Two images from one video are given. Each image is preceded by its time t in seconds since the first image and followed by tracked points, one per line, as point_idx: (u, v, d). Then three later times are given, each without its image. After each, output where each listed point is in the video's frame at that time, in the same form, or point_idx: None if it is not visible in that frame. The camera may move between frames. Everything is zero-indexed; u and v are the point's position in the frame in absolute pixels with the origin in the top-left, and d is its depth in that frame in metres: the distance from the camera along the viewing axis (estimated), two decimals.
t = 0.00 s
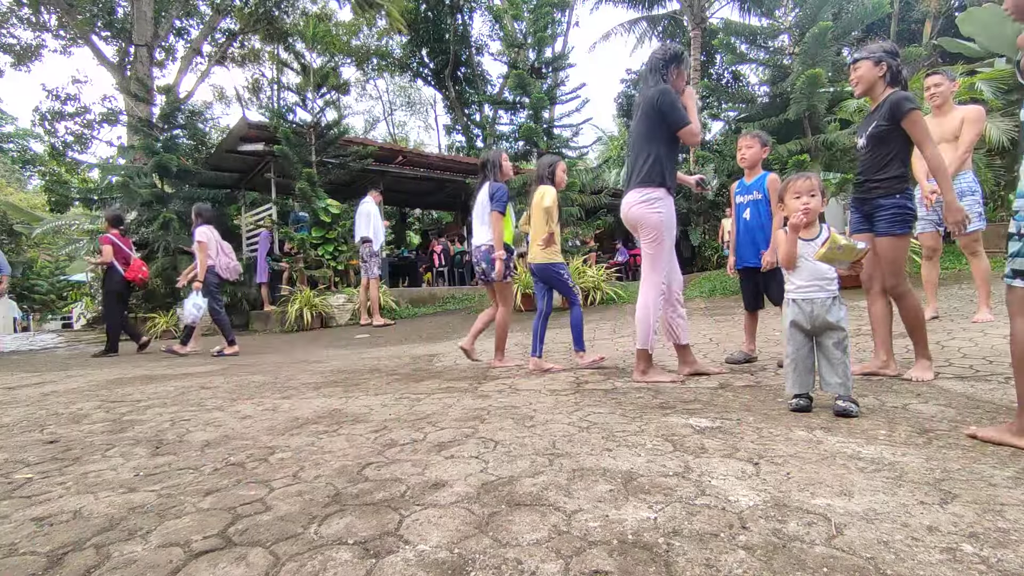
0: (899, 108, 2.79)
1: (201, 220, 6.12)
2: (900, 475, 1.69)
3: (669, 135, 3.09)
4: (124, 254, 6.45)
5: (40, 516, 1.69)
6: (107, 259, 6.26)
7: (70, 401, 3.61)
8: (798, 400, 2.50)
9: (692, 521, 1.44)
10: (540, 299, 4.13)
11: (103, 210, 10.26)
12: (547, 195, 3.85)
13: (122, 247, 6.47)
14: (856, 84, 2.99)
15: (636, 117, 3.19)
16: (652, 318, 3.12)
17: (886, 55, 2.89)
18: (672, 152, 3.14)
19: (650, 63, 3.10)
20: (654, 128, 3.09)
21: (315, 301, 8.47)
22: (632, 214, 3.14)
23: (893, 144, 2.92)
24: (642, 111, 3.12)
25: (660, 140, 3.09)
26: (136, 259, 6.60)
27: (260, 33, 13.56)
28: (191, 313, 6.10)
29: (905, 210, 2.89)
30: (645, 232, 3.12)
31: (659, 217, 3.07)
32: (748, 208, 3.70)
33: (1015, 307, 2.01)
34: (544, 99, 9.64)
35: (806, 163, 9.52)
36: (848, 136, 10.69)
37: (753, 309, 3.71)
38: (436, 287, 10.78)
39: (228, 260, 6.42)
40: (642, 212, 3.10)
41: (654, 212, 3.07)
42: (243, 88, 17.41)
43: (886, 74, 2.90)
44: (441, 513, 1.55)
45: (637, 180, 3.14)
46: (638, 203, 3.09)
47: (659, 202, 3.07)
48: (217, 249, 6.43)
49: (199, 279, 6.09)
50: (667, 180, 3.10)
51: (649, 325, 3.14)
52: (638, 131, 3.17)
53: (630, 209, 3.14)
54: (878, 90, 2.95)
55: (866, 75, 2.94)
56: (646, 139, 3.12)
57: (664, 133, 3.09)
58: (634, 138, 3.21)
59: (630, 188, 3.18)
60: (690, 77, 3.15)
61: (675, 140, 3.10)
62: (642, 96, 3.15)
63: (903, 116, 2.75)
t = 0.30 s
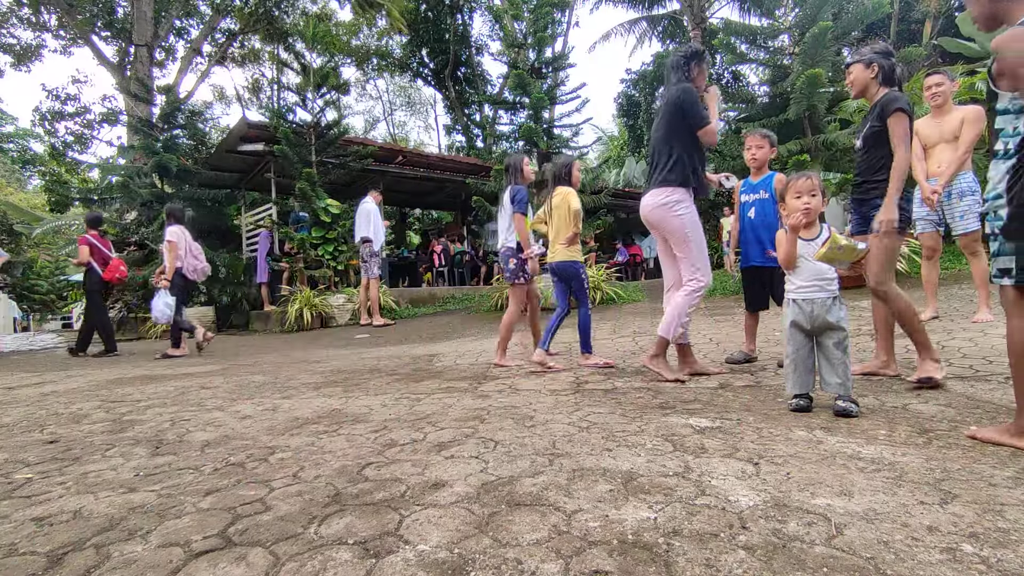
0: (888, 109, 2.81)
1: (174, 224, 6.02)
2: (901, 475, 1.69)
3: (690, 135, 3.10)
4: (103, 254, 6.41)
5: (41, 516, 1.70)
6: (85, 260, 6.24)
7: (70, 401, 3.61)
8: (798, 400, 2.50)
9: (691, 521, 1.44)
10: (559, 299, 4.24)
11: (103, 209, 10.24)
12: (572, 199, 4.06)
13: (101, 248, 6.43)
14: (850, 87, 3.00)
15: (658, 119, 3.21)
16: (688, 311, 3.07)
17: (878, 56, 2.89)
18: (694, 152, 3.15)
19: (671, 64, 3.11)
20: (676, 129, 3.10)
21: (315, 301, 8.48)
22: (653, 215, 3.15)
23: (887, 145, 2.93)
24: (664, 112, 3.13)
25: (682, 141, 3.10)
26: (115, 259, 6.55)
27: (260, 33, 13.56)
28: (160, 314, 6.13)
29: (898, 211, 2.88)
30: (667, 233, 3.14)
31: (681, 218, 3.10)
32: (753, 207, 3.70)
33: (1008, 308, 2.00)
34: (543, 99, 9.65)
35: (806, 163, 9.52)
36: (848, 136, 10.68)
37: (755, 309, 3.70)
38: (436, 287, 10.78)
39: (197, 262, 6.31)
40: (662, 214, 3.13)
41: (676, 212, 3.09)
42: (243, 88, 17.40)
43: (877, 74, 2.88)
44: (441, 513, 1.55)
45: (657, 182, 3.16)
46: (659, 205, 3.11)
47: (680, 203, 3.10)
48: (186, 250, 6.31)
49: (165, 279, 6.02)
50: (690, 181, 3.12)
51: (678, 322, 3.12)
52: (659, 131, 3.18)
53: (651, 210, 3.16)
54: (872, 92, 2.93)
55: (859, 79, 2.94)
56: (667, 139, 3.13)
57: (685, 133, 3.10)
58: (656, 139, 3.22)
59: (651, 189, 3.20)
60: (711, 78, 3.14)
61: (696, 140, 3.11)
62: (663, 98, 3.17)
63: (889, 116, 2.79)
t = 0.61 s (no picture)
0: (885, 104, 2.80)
1: (143, 227, 5.75)
2: (900, 475, 1.69)
3: (709, 132, 3.08)
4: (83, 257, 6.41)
5: (40, 517, 1.70)
6: (66, 259, 6.28)
7: (70, 401, 3.61)
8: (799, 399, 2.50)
9: (691, 521, 1.44)
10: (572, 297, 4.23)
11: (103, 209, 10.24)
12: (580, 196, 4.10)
13: (82, 249, 6.45)
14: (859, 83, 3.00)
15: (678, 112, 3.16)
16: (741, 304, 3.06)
17: (884, 51, 2.88)
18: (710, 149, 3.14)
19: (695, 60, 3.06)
20: (696, 126, 3.07)
21: (315, 301, 8.48)
22: (674, 213, 3.11)
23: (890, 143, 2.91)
24: (686, 107, 3.08)
25: (700, 138, 3.09)
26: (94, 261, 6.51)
27: (260, 33, 13.56)
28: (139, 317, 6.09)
29: (903, 208, 2.85)
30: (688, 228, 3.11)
31: (702, 213, 3.08)
32: (757, 207, 3.70)
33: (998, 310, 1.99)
34: (543, 98, 9.64)
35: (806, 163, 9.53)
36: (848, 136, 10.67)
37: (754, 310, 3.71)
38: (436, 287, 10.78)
39: (167, 263, 6.06)
40: (682, 210, 3.10)
41: (698, 209, 3.07)
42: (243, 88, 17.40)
43: (885, 69, 2.87)
44: (441, 513, 1.55)
45: (673, 178, 3.13)
46: (679, 202, 3.08)
47: (699, 198, 3.08)
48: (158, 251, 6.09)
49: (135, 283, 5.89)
50: (706, 177, 3.11)
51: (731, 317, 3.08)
52: (678, 126, 3.15)
53: (671, 208, 3.11)
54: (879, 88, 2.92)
55: (866, 75, 2.94)
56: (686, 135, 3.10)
57: (703, 132, 3.08)
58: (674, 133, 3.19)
59: (667, 186, 3.15)
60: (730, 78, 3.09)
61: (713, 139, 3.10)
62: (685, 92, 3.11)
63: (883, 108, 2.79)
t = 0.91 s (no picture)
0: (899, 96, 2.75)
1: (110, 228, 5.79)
2: (901, 475, 1.69)
3: (744, 130, 2.98)
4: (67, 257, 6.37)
5: (40, 517, 1.70)
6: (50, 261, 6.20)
7: (70, 401, 3.61)
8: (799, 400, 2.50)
9: (691, 521, 1.44)
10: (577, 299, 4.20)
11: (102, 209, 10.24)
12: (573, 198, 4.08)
13: (66, 249, 6.41)
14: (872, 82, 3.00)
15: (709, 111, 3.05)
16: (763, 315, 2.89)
17: (889, 45, 2.89)
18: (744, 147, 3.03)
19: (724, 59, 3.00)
20: (731, 121, 2.96)
21: (315, 301, 8.48)
22: (707, 208, 2.95)
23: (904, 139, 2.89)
24: (720, 103, 2.98)
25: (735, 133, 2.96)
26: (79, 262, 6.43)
27: (260, 33, 13.56)
28: (111, 318, 5.96)
29: (914, 203, 2.81)
30: (721, 225, 2.95)
31: (739, 211, 2.93)
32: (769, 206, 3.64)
33: (998, 311, 1.99)
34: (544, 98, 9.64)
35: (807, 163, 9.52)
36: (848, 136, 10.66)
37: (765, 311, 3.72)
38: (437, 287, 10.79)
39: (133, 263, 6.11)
40: (718, 204, 2.94)
41: (734, 205, 2.90)
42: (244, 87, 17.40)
43: (890, 62, 2.87)
44: (441, 514, 1.55)
45: (709, 172, 2.97)
46: (716, 195, 2.91)
47: (737, 194, 2.93)
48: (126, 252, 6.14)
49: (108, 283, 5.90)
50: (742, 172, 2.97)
51: (755, 327, 2.89)
52: (709, 123, 3.02)
53: (705, 202, 2.95)
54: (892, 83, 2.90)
55: (877, 73, 2.94)
56: (721, 130, 2.97)
57: (739, 128, 2.97)
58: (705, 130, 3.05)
59: (701, 180, 2.99)
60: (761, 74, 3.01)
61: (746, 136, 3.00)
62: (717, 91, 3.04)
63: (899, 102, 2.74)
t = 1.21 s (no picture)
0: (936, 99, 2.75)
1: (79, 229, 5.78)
2: (900, 475, 1.69)
3: (767, 122, 2.94)
4: (43, 260, 6.34)
5: (41, 516, 1.70)
6: (25, 263, 6.16)
7: (69, 401, 3.61)
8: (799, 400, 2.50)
9: (691, 521, 1.44)
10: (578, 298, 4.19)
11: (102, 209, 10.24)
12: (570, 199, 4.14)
13: (42, 253, 6.40)
14: (890, 87, 3.00)
15: (734, 98, 3.00)
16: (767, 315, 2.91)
17: (905, 50, 2.90)
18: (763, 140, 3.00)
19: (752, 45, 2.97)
20: (757, 111, 2.91)
21: (315, 301, 8.48)
22: (722, 200, 2.90)
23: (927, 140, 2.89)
24: (748, 92, 2.93)
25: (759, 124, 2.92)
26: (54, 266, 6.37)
27: (259, 33, 13.56)
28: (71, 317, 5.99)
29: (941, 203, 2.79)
30: (735, 218, 2.91)
31: (753, 205, 2.90)
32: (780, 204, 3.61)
33: (1000, 310, 1.99)
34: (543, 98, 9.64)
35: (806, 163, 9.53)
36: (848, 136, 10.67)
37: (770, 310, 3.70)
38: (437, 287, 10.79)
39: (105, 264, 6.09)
40: (733, 197, 2.89)
41: (749, 199, 2.88)
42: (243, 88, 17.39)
43: (910, 67, 2.89)
44: (441, 513, 1.55)
45: (728, 161, 2.91)
46: (733, 186, 2.87)
47: (752, 188, 2.90)
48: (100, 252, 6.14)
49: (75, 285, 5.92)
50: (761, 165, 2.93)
51: (758, 328, 2.91)
52: (733, 111, 2.97)
53: (721, 194, 2.90)
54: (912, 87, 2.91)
55: (895, 77, 2.94)
56: (746, 120, 2.92)
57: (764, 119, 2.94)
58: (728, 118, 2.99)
59: (718, 169, 2.93)
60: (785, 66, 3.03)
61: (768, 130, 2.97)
62: (743, 80, 3.00)
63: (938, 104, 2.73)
